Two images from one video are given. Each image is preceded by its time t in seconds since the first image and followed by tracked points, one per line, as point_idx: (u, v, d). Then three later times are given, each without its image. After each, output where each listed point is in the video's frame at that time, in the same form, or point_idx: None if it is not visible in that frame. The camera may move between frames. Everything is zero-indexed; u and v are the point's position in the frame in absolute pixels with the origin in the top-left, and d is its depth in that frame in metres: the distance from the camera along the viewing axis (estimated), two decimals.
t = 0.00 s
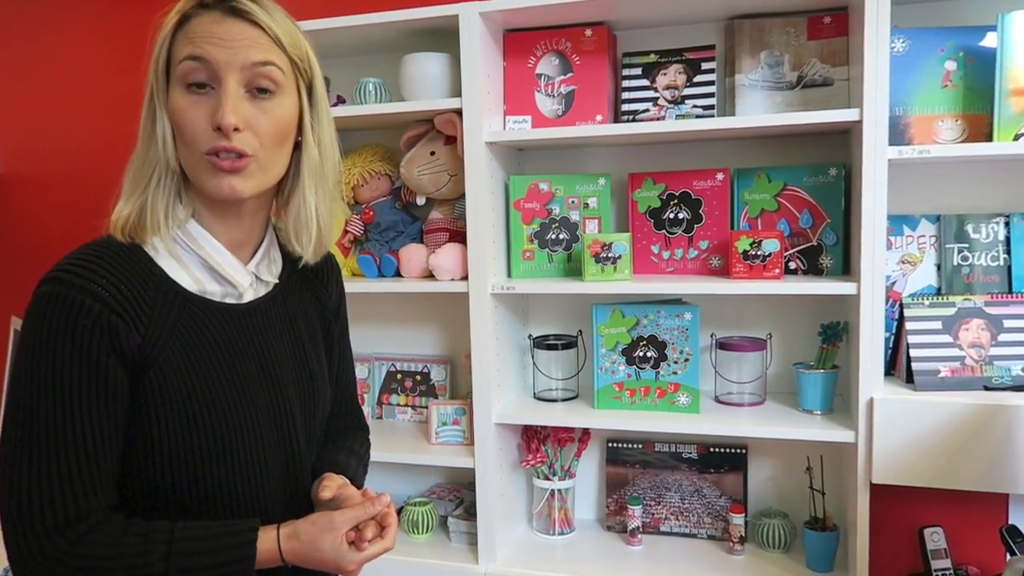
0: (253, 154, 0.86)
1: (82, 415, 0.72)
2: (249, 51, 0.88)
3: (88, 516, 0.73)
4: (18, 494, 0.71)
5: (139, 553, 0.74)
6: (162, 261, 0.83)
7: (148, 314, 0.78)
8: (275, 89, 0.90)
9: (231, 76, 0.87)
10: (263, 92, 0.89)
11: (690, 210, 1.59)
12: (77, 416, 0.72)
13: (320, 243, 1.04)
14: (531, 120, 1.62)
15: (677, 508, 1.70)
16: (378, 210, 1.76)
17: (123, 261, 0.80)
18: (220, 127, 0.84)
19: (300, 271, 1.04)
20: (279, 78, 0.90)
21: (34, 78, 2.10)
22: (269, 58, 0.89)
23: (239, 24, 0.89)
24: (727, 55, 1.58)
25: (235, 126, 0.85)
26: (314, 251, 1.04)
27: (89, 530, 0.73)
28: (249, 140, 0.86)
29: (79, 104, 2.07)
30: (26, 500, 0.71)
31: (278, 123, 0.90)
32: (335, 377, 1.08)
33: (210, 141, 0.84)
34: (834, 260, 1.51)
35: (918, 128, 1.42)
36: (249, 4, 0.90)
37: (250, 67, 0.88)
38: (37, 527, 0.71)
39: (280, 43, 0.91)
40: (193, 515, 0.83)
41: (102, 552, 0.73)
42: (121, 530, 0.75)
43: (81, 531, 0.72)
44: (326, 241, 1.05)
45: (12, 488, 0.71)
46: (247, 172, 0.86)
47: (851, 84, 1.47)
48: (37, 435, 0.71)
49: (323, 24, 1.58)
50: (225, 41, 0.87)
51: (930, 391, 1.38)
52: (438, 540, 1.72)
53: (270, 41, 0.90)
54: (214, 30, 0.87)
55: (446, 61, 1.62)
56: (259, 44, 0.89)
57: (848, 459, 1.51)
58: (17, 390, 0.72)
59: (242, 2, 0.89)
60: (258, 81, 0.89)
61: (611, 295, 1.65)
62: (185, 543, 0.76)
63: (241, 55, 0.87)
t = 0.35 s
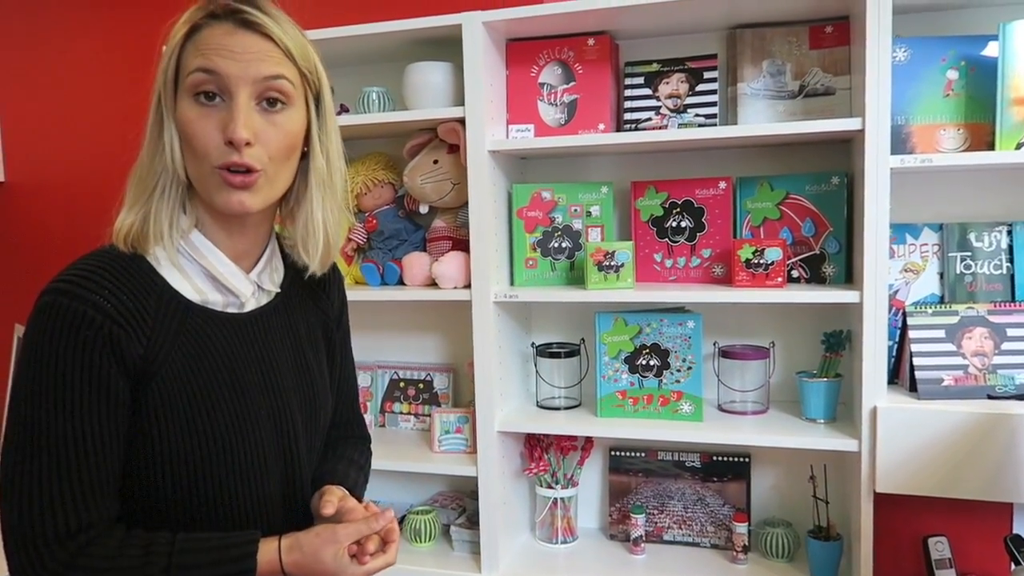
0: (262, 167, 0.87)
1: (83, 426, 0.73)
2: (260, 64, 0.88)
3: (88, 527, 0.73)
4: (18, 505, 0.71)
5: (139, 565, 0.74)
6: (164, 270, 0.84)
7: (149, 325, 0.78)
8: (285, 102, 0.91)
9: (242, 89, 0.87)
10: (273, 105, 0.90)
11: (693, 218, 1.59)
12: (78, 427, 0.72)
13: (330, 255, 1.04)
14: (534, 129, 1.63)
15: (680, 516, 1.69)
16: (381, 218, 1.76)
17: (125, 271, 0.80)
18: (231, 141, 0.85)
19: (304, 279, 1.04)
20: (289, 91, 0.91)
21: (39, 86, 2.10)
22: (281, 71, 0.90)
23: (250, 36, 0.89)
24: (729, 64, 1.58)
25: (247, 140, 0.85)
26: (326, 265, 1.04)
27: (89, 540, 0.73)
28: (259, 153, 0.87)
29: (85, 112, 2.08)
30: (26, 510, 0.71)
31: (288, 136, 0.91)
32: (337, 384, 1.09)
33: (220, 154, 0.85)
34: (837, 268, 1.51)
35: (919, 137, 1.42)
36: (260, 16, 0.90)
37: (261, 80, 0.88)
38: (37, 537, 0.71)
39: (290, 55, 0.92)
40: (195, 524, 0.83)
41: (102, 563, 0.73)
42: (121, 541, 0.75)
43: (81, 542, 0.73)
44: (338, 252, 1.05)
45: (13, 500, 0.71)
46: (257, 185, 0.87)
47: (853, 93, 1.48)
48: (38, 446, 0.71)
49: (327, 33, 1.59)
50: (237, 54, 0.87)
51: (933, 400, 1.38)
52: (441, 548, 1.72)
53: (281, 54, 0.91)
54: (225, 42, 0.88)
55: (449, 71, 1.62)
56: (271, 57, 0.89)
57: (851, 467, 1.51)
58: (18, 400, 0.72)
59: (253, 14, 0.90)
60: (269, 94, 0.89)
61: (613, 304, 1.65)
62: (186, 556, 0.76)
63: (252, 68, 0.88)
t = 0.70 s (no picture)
0: (269, 160, 0.89)
1: (74, 425, 0.73)
2: (258, 60, 0.91)
3: (83, 528, 0.72)
4: (12, 507, 0.71)
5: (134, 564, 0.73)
6: (150, 271, 0.84)
7: (141, 325, 0.79)
8: (280, 96, 0.94)
9: (246, 84, 0.89)
10: (270, 99, 0.93)
11: (694, 222, 1.59)
12: (69, 427, 0.72)
13: (312, 247, 1.07)
14: (535, 133, 1.63)
15: (683, 521, 1.69)
16: (383, 222, 1.77)
17: (115, 275, 0.80)
18: (243, 134, 0.86)
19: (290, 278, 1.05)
20: (284, 85, 0.94)
21: (43, 92, 2.11)
22: (277, 66, 0.93)
23: (244, 33, 0.92)
24: (731, 68, 1.59)
25: (258, 133, 0.87)
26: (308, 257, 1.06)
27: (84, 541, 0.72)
28: (266, 146, 0.89)
29: (89, 117, 2.09)
30: (20, 512, 0.71)
31: (286, 129, 0.93)
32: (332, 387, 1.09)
33: (231, 148, 0.86)
34: (839, 272, 1.51)
35: (922, 140, 1.42)
36: (251, 14, 0.93)
37: (261, 75, 0.91)
38: (32, 540, 0.71)
39: (280, 52, 0.96)
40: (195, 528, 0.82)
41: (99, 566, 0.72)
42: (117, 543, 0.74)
43: (77, 543, 0.72)
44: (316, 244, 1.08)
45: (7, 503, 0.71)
46: (264, 178, 0.89)
47: (854, 97, 1.48)
48: (30, 446, 0.71)
49: (329, 38, 1.59)
50: (239, 50, 0.89)
51: (936, 404, 1.37)
52: (443, 553, 1.72)
53: (273, 50, 0.94)
54: (225, 39, 0.89)
55: (451, 75, 1.63)
56: (267, 53, 0.92)
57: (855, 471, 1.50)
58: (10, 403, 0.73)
59: (245, 13, 0.93)
60: (267, 88, 0.92)
61: (615, 307, 1.65)
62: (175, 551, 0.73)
63: (253, 64, 0.90)
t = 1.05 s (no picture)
0: (235, 171, 0.89)
1: (70, 425, 0.72)
2: (229, 71, 0.90)
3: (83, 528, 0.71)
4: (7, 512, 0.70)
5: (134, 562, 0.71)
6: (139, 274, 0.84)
7: (133, 327, 0.79)
8: (254, 108, 0.93)
9: (214, 96, 0.89)
10: (243, 110, 0.92)
11: (697, 224, 1.59)
12: (65, 430, 0.72)
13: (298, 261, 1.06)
14: (537, 135, 1.63)
15: (685, 523, 1.69)
16: (385, 225, 1.77)
17: (103, 278, 0.80)
18: (205, 144, 0.86)
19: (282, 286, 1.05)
20: (258, 97, 0.93)
21: (46, 95, 2.11)
22: (249, 78, 0.92)
23: (219, 45, 0.91)
24: (733, 70, 1.58)
25: (220, 144, 0.87)
26: (290, 270, 1.04)
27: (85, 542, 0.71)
28: (231, 156, 0.88)
29: (93, 120, 2.09)
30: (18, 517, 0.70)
31: (258, 141, 0.92)
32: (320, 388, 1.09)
33: (193, 159, 0.86)
34: (842, 274, 1.51)
35: (924, 142, 1.42)
36: (227, 27, 0.92)
37: (231, 87, 0.90)
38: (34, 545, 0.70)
39: (258, 63, 0.94)
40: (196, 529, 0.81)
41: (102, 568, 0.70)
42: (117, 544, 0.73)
43: (78, 544, 0.70)
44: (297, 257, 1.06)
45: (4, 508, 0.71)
46: (231, 191, 0.88)
47: (857, 99, 1.47)
48: (26, 448, 0.70)
49: (331, 41, 1.60)
50: (209, 61, 0.89)
51: (940, 406, 1.37)
52: (446, 556, 1.72)
53: (250, 62, 0.93)
54: (195, 51, 0.89)
55: (452, 78, 1.63)
56: (240, 65, 0.91)
57: (858, 474, 1.50)
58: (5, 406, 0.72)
59: (223, 25, 0.92)
60: (239, 100, 0.91)
61: (617, 310, 1.65)
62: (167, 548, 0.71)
63: (223, 76, 0.90)
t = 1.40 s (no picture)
0: (240, 189, 0.88)
1: (74, 439, 0.72)
2: (239, 89, 0.89)
3: (83, 540, 0.72)
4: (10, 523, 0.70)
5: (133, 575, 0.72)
6: (150, 282, 0.84)
7: (142, 333, 0.79)
8: (265, 125, 0.92)
9: (223, 113, 0.88)
10: (253, 128, 0.91)
11: (700, 226, 1.58)
12: (69, 443, 0.72)
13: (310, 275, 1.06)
14: (540, 138, 1.63)
15: (690, 526, 1.68)
16: (388, 228, 1.77)
17: (115, 287, 0.80)
18: (211, 162, 0.86)
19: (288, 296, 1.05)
20: (270, 115, 0.92)
21: (50, 101, 2.12)
22: (260, 96, 0.91)
23: (232, 61, 0.90)
24: (736, 72, 1.58)
25: (226, 162, 0.86)
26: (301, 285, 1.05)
27: (85, 555, 0.71)
28: (238, 174, 0.88)
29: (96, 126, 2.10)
30: (20, 528, 0.70)
31: (265, 158, 0.91)
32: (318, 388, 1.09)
33: (201, 175, 0.86)
34: (845, 275, 1.51)
35: (928, 143, 1.42)
36: (242, 41, 0.91)
37: (242, 105, 0.89)
38: (35, 556, 0.70)
39: (272, 80, 0.93)
40: (196, 538, 0.82)
41: None
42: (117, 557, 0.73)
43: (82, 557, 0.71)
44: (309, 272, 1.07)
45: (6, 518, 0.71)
46: (234, 208, 0.88)
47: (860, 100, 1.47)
48: (32, 460, 0.71)
49: (334, 46, 1.60)
50: (219, 77, 0.88)
51: (944, 408, 1.37)
52: (450, 559, 1.72)
53: (262, 78, 0.92)
54: (206, 66, 0.89)
55: (455, 81, 1.63)
56: (251, 82, 0.90)
57: (863, 476, 1.50)
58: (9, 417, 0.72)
59: (237, 40, 0.91)
60: (250, 118, 0.91)
61: (621, 312, 1.64)
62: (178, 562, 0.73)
63: (234, 92, 0.89)
